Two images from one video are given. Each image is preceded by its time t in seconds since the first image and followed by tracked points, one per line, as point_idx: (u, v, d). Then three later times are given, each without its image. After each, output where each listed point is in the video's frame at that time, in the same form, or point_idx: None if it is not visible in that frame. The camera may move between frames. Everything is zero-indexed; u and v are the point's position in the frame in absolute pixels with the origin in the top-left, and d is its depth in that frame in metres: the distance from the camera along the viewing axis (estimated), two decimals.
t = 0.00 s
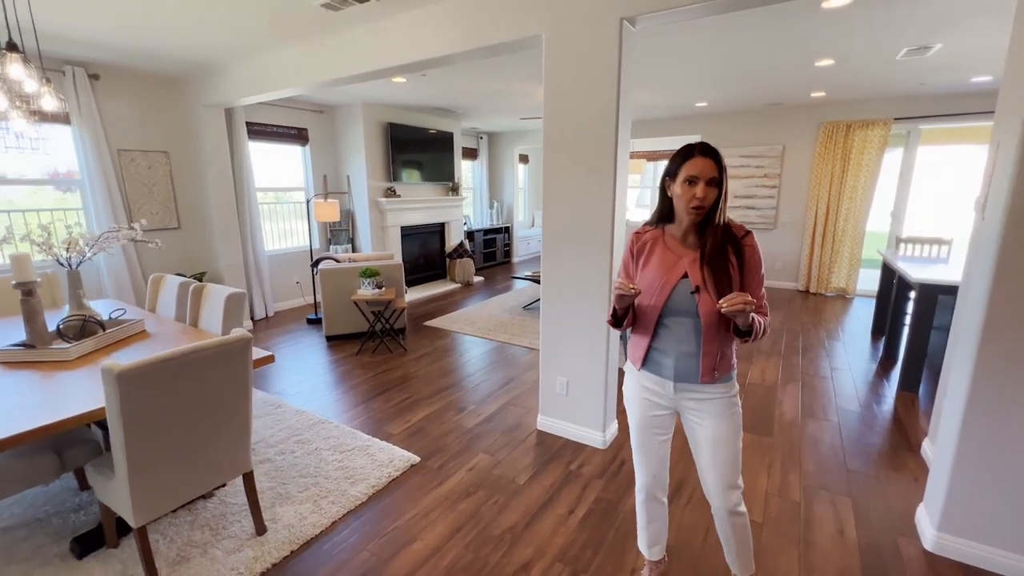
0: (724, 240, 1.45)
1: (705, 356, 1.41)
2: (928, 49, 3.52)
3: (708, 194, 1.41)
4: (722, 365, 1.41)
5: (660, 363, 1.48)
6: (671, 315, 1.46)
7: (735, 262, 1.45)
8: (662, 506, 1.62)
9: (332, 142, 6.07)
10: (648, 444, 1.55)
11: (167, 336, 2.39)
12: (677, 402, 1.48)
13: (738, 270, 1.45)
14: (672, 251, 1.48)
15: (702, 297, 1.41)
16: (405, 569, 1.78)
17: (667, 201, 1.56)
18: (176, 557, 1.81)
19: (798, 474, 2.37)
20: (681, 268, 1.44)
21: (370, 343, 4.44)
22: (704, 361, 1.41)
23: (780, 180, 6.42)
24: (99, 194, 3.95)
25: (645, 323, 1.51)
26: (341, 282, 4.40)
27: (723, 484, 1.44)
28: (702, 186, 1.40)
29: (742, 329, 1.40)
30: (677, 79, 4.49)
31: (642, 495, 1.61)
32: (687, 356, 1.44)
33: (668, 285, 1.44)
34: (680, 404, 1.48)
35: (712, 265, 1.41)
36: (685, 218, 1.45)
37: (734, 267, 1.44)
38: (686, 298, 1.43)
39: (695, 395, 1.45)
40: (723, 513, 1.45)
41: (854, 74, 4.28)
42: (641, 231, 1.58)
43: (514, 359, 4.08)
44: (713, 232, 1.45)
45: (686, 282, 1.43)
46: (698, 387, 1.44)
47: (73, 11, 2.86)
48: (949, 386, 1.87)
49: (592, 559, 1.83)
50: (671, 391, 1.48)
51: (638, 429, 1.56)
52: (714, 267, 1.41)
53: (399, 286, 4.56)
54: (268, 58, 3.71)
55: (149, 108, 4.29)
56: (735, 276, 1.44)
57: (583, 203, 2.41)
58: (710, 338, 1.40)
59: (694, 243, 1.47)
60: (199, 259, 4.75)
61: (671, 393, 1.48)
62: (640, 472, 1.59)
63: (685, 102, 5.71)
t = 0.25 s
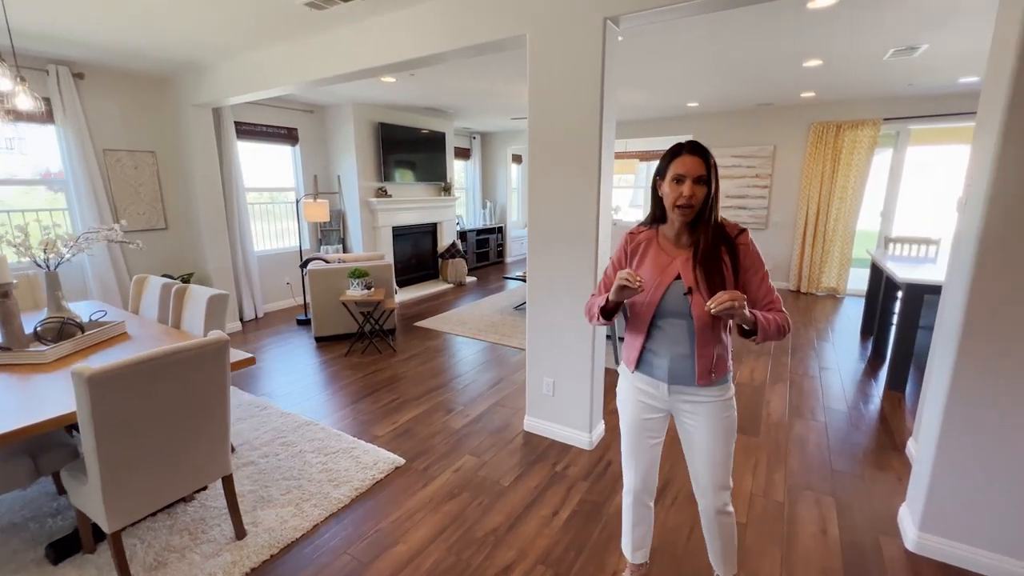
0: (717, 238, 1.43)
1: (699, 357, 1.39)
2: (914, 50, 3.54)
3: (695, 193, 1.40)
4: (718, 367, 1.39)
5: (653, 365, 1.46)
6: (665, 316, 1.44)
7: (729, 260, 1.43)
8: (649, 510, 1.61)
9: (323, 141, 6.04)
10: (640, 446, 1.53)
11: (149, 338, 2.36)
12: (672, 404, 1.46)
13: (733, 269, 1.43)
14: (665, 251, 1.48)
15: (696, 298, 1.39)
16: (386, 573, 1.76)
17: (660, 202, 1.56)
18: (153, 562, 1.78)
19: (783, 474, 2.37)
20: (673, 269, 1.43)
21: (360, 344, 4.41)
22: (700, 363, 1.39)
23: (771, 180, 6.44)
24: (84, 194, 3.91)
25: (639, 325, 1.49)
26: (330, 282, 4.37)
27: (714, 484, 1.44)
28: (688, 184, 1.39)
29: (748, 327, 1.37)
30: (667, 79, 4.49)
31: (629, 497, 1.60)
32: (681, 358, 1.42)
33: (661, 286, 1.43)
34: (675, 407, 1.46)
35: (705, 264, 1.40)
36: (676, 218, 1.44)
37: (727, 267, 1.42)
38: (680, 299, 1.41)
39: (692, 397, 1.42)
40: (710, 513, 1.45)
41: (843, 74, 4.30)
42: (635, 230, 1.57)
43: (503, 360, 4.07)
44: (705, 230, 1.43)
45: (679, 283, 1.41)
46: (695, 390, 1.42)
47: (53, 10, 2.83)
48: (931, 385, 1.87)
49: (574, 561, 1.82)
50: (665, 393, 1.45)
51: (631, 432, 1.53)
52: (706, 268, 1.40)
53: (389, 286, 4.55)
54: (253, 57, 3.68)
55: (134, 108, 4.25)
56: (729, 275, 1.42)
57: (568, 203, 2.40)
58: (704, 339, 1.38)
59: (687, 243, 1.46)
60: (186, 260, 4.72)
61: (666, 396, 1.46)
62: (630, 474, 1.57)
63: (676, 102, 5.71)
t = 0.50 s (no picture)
0: (711, 236, 1.42)
1: (696, 356, 1.39)
2: (897, 51, 3.57)
3: (685, 189, 1.40)
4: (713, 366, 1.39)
5: (649, 365, 1.45)
6: (661, 315, 1.43)
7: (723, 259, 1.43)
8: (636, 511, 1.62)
9: (311, 141, 6.00)
10: (631, 448, 1.53)
11: (126, 339, 2.33)
12: (668, 405, 1.45)
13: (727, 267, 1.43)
14: (659, 250, 1.47)
15: (691, 296, 1.38)
16: None
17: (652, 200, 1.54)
18: (128, 567, 1.76)
19: (765, 472, 2.39)
20: (668, 267, 1.42)
21: (347, 345, 4.39)
22: (696, 362, 1.39)
23: (760, 180, 6.48)
24: (65, 194, 3.85)
25: (633, 325, 1.48)
26: (317, 283, 4.35)
27: (707, 481, 1.46)
28: (679, 181, 1.39)
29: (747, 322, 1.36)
30: (654, 79, 4.50)
31: (616, 497, 1.60)
32: (677, 358, 1.41)
33: (657, 284, 1.41)
34: (670, 408, 1.46)
35: (699, 261, 1.39)
36: (668, 216, 1.43)
37: (722, 265, 1.41)
38: (676, 297, 1.40)
39: (688, 396, 1.42)
40: (698, 508, 1.48)
41: (828, 74, 4.32)
42: (627, 227, 1.55)
43: (491, 360, 4.06)
44: (698, 227, 1.42)
45: (675, 282, 1.40)
46: (692, 389, 1.42)
47: (28, 6, 2.78)
48: (908, 383, 1.87)
49: (555, 562, 1.81)
50: (661, 394, 1.45)
51: (624, 434, 1.52)
52: (701, 266, 1.39)
53: (376, 287, 4.54)
54: (236, 55, 3.64)
55: (116, 107, 4.19)
56: (723, 273, 1.41)
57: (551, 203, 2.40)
58: (700, 337, 1.38)
59: (681, 240, 1.45)
60: (171, 260, 4.67)
61: (662, 396, 1.45)
62: (620, 476, 1.57)
63: (665, 102, 5.73)
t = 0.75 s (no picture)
0: (705, 234, 1.41)
1: (691, 354, 1.38)
2: (878, 51, 3.62)
3: (678, 185, 1.38)
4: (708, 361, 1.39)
5: (643, 364, 1.44)
6: (656, 312, 1.42)
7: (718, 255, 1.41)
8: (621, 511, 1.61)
9: (296, 140, 5.94)
10: (622, 448, 1.51)
11: (101, 341, 2.28)
12: (662, 404, 1.45)
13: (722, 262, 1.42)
14: (654, 247, 1.44)
15: (687, 291, 1.37)
16: None
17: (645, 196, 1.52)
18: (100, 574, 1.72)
19: (748, 470, 2.40)
20: (663, 264, 1.40)
21: (333, 346, 4.35)
22: (692, 359, 1.39)
23: (746, 179, 6.53)
24: (41, 193, 3.77)
25: (628, 323, 1.47)
26: (302, 283, 4.31)
27: (698, 480, 1.46)
28: (670, 177, 1.37)
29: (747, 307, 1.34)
30: (641, 78, 4.51)
31: (605, 498, 1.58)
32: (672, 356, 1.41)
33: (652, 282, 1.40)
34: (663, 407, 1.45)
35: (694, 258, 1.37)
36: (662, 212, 1.41)
37: (717, 262, 1.40)
38: (671, 294, 1.39)
39: (686, 394, 1.42)
40: (685, 507, 1.48)
41: (812, 75, 4.36)
42: (619, 224, 1.53)
43: (478, 360, 4.04)
44: (692, 223, 1.41)
45: (670, 279, 1.38)
46: (689, 387, 1.41)
47: None
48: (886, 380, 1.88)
49: (536, 562, 1.81)
50: (656, 393, 1.44)
51: (617, 433, 1.51)
52: (697, 263, 1.38)
53: (362, 287, 4.51)
54: (217, 53, 3.59)
55: (95, 104, 4.11)
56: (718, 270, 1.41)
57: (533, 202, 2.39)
58: (696, 335, 1.37)
59: (676, 236, 1.43)
60: (153, 261, 4.59)
61: (657, 396, 1.45)
62: (608, 477, 1.56)
63: (652, 101, 5.75)
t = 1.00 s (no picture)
0: (700, 233, 1.41)
1: (684, 353, 1.38)
2: (858, 53, 3.67)
3: (673, 186, 1.37)
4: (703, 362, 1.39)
5: (637, 363, 1.44)
6: (650, 312, 1.42)
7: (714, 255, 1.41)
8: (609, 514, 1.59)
9: (280, 138, 5.86)
10: (615, 449, 1.51)
11: (73, 345, 2.21)
12: (656, 405, 1.44)
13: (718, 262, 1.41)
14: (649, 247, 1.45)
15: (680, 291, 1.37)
16: None
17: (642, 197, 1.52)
18: None
19: (733, 468, 2.41)
20: (657, 263, 1.40)
21: (317, 347, 4.29)
22: (685, 358, 1.38)
23: (731, 179, 6.59)
24: (13, 192, 3.67)
25: (622, 321, 1.47)
26: (286, 284, 4.24)
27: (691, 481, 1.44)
28: (666, 178, 1.37)
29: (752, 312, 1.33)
30: (627, 77, 4.52)
31: (596, 500, 1.57)
32: (666, 355, 1.40)
33: (646, 280, 1.40)
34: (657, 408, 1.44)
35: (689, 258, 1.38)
36: (658, 213, 1.41)
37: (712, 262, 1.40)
38: (665, 293, 1.38)
39: (680, 396, 1.41)
40: (675, 509, 1.47)
41: (795, 75, 4.41)
42: (617, 225, 1.53)
43: (464, 360, 4.02)
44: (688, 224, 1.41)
45: (664, 277, 1.38)
46: (684, 388, 1.41)
47: None
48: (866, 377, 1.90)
49: (521, 563, 1.79)
50: (651, 393, 1.44)
51: (613, 434, 1.50)
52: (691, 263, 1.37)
53: (347, 287, 4.47)
54: (196, 49, 3.51)
55: (70, 102, 4.01)
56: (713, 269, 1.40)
57: (518, 201, 2.38)
58: (688, 333, 1.37)
59: (671, 236, 1.43)
60: (132, 262, 4.49)
61: (651, 397, 1.44)
62: (600, 479, 1.55)
63: (638, 101, 5.78)
